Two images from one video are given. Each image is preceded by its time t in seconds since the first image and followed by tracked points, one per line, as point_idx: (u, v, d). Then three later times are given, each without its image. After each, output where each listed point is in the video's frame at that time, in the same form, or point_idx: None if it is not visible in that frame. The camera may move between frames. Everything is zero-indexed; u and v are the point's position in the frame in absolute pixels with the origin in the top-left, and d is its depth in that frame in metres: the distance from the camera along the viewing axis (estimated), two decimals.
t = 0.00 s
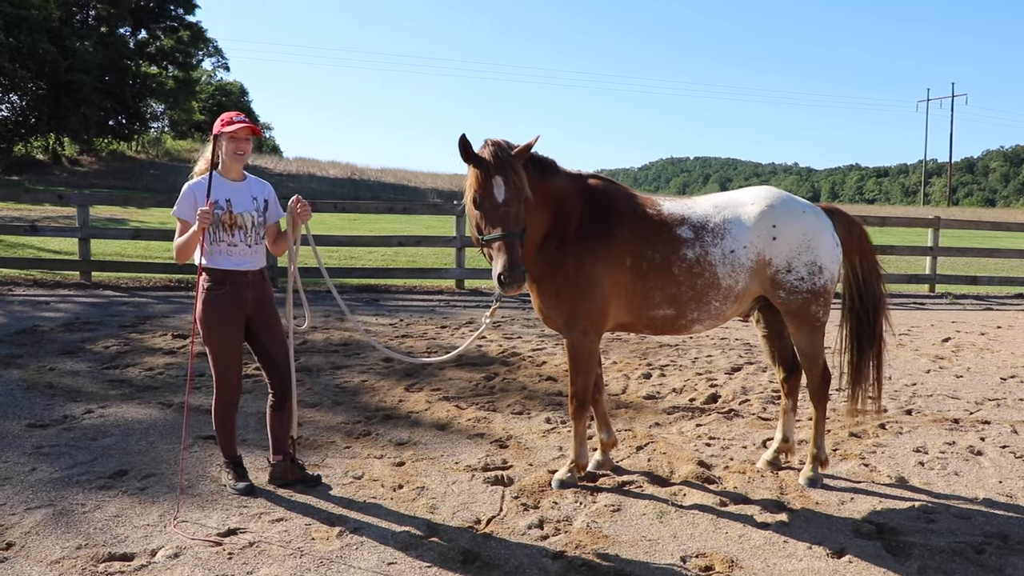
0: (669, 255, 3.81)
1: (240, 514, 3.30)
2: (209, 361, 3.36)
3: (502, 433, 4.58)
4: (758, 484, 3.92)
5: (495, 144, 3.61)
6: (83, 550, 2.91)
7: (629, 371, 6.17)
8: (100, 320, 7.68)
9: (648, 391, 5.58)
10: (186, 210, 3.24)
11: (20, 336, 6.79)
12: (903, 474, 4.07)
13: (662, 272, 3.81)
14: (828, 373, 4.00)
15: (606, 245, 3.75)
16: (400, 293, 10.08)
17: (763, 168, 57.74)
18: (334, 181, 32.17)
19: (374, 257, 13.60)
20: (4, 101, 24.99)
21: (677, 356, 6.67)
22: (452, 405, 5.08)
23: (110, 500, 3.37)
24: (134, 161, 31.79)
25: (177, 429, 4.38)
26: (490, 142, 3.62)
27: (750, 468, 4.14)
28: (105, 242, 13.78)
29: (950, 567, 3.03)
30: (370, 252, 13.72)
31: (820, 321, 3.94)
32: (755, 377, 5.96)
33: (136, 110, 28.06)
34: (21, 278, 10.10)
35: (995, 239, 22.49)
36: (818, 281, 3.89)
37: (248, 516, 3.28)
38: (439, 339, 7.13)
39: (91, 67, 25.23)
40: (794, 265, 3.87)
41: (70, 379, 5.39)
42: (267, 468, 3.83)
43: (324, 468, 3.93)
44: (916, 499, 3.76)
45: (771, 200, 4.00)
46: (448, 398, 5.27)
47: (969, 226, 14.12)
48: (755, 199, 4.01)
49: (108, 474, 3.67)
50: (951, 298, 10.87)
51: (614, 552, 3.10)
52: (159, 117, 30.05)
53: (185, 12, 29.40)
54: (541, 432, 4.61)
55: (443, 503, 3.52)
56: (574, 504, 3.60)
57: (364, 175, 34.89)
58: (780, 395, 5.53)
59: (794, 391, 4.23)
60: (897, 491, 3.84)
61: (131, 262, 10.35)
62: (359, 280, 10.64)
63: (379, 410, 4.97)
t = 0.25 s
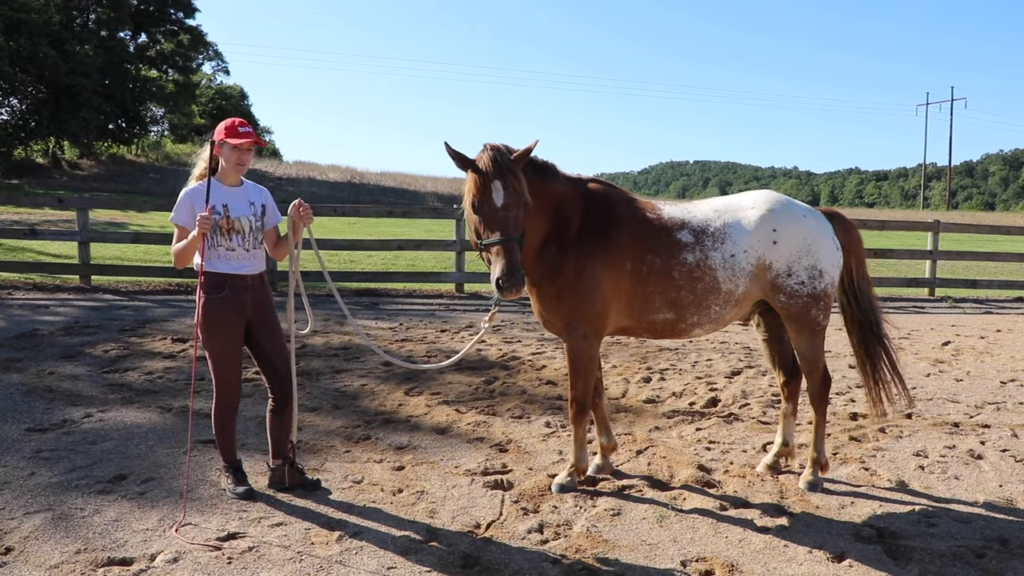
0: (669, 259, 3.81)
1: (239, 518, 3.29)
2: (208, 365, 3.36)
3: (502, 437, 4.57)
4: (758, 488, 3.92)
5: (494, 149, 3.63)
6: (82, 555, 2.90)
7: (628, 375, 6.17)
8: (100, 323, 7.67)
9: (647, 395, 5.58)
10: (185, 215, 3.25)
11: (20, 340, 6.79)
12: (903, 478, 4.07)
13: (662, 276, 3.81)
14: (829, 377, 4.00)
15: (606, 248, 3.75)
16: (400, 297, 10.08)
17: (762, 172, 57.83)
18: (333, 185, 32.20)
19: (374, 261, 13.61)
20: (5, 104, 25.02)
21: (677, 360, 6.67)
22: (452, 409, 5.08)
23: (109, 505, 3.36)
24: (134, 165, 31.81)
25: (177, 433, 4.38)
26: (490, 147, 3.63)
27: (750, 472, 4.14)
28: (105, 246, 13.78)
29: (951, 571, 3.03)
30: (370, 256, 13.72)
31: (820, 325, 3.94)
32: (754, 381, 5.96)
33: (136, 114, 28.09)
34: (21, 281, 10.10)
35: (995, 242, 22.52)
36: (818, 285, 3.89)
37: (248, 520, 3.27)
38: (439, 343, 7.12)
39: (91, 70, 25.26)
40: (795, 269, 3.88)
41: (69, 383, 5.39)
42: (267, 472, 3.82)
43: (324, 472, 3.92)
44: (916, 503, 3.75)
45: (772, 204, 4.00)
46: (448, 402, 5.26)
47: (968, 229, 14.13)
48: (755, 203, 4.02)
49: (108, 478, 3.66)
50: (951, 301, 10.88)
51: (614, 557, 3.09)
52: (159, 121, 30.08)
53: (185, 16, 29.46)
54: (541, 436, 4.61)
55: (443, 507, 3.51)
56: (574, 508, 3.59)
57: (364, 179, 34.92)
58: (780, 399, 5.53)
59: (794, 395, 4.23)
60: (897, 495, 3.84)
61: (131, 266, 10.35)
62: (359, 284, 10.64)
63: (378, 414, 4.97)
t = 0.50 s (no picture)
0: (670, 260, 3.81)
1: (240, 521, 3.29)
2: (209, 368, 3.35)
3: (503, 439, 4.57)
4: (759, 489, 3.92)
5: (493, 151, 3.63)
6: (83, 558, 2.90)
7: (629, 376, 6.17)
8: (100, 327, 7.67)
9: (648, 396, 5.58)
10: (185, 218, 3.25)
11: (20, 343, 6.78)
12: (904, 478, 4.06)
13: (662, 277, 3.81)
14: (829, 378, 4.00)
15: (606, 250, 3.74)
16: (401, 299, 10.08)
17: (762, 173, 57.87)
18: (333, 188, 32.22)
19: (374, 263, 13.61)
20: (5, 108, 25.02)
21: (677, 362, 6.66)
22: (453, 411, 5.07)
23: (110, 508, 3.36)
24: (134, 168, 31.82)
25: (177, 436, 4.38)
26: (489, 149, 3.64)
27: (751, 473, 4.14)
28: (106, 249, 13.79)
29: (953, 572, 3.02)
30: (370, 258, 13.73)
31: (821, 326, 3.93)
32: (755, 382, 5.96)
33: (136, 117, 28.10)
34: (21, 285, 10.10)
35: (994, 243, 22.53)
36: (819, 286, 3.89)
37: (249, 523, 3.27)
38: (440, 345, 7.12)
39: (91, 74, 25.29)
40: (796, 270, 3.87)
41: (70, 386, 5.38)
42: (267, 475, 3.82)
43: (324, 475, 3.92)
44: (917, 503, 3.75)
45: (772, 204, 4.00)
46: (448, 404, 5.26)
47: (968, 230, 14.13)
48: (756, 204, 4.01)
49: (108, 482, 3.66)
50: (951, 302, 10.88)
51: (616, 559, 3.09)
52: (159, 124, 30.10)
53: (185, 19, 29.55)
54: (541, 438, 4.60)
55: (444, 509, 3.51)
56: (576, 510, 3.59)
57: (364, 181, 34.94)
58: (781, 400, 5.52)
59: (795, 396, 4.22)
60: (899, 496, 3.83)
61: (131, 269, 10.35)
62: (359, 287, 10.64)
63: (379, 416, 4.96)
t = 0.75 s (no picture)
0: (671, 261, 3.81)
1: (240, 523, 3.28)
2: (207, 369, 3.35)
3: (502, 441, 4.56)
4: (759, 491, 3.91)
5: (487, 155, 3.62)
6: (82, 561, 2.89)
7: (629, 378, 6.16)
8: (99, 329, 7.66)
9: (648, 398, 5.57)
10: (185, 217, 3.23)
11: (19, 345, 6.77)
12: (905, 480, 4.06)
13: (663, 279, 3.80)
14: (829, 380, 4.00)
15: (606, 252, 3.74)
16: (400, 301, 10.07)
17: (762, 174, 57.90)
18: (333, 190, 32.22)
19: (374, 265, 13.60)
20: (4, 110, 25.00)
21: (677, 363, 6.66)
22: (453, 414, 5.06)
23: (109, 511, 3.35)
24: (133, 170, 31.82)
25: (177, 439, 4.37)
26: (483, 153, 3.63)
27: (751, 475, 4.13)
28: (105, 252, 13.78)
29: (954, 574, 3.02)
30: (370, 260, 13.73)
31: (821, 327, 3.93)
32: (755, 384, 5.95)
33: (136, 119, 28.10)
34: (20, 287, 10.08)
35: (993, 244, 22.55)
36: (820, 287, 3.89)
37: (248, 525, 3.26)
38: (440, 347, 7.12)
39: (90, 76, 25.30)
40: (796, 272, 3.87)
41: (69, 388, 5.37)
42: (267, 477, 3.81)
43: (324, 477, 3.91)
44: (918, 505, 3.74)
45: (773, 206, 4.00)
46: (448, 407, 5.25)
47: (967, 231, 14.13)
48: (756, 206, 4.01)
49: (108, 484, 3.65)
50: (951, 303, 10.87)
51: (616, 561, 3.08)
52: (158, 126, 30.12)
53: (184, 22, 29.60)
54: (541, 440, 4.60)
55: (444, 512, 3.50)
56: (576, 512, 3.58)
57: (363, 184, 34.96)
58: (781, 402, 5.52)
59: (795, 397, 4.21)
60: (899, 498, 3.82)
61: (130, 271, 10.34)
62: (359, 288, 10.63)
63: (379, 418, 4.96)
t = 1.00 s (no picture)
0: (672, 263, 3.80)
1: (239, 525, 3.27)
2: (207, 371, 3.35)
3: (502, 442, 4.56)
4: (759, 493, 3.91)
5: (472, 162, 3.62)
6: (81, 563, 2.89)
7: (628, 380, 6.16)
8: (99, 330, 7.65)
9: (648, 399, 5.57)
10: (186, 219, 3.21)
11: (18, 346, 6.77)
12: (904, 482, 4.06)
13: (664, 280, 3.80)
14: (829, 381, 4.00)
15: (607, 253, 3.73)
16: (400, 302, 10.07)
17: (761, 176, 57.92)
18: (333, 191, 32.23)
19: (373, 266, 13.60)
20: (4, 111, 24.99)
21: (677, 365, 6.66)
22: (452, 415, 5.06)
23: (107, 512, 3.34)
24: (133, 171, 31.81)
25: (176, 440, 4.36)
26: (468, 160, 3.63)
27: (751, 477, 4.13)
28: (104, 253, 13.78)
29: None
30: (369, 261, 13.73)
31: (822, 328, 3.94)
32: (755, 385, 5.95)
33: (135, 120, 28.11)
34: (19, 288, 10.08)
35: (992, 246, 22.56)
36: (820, 289, 3.89)
37: (247, 527, 3.26)
38: (439, 349, 7.12)
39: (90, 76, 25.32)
40: (797, 273, 3.87)
41: (68, 390, 5.37)
42: (266, 479, 3.81)
43: (324, 479, 3.91)
44: (918, 507, 3.74)
45: (773, 208, 4.00)
46: (448, 408, 5.25)
47: (966, 233, 14.14)
48: (757, 207, 4.01)
49: (106, 486, 3.64)
50: (951, 305, 10.87)
51: (615, 562, 3.08)
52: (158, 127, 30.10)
53: (184, 23, 29.65)
54: (541, 441, 4.59)
55: (443, 513, 3.50)
56: (575, 513, 3.58)
57: (363, 185, 34.97)
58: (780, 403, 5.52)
59: (795, 399, 4.21)
60: (899, 500, 3.82)
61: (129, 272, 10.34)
62: (358, 290, 10.62)
63: (378, 420, 4.95)
